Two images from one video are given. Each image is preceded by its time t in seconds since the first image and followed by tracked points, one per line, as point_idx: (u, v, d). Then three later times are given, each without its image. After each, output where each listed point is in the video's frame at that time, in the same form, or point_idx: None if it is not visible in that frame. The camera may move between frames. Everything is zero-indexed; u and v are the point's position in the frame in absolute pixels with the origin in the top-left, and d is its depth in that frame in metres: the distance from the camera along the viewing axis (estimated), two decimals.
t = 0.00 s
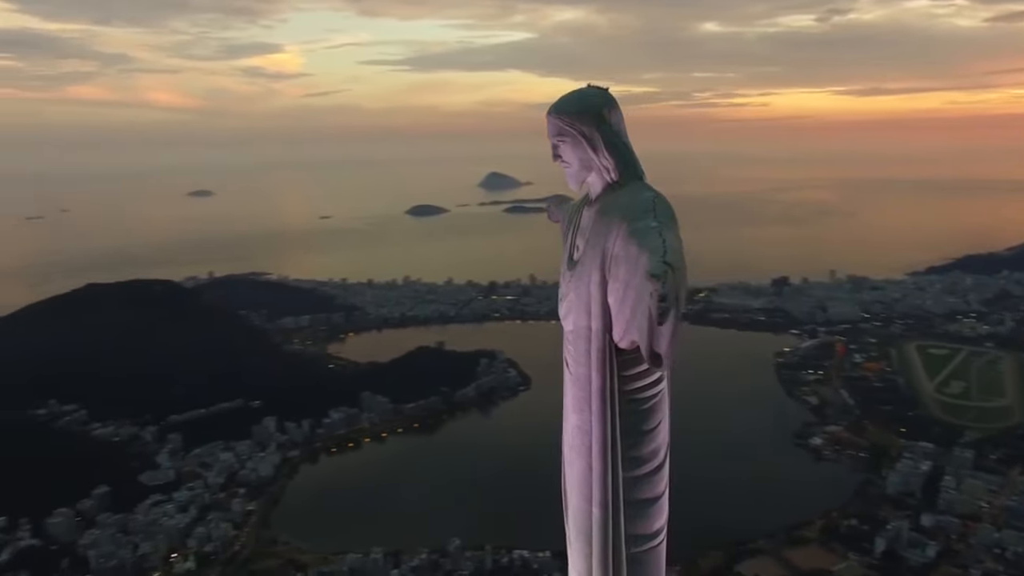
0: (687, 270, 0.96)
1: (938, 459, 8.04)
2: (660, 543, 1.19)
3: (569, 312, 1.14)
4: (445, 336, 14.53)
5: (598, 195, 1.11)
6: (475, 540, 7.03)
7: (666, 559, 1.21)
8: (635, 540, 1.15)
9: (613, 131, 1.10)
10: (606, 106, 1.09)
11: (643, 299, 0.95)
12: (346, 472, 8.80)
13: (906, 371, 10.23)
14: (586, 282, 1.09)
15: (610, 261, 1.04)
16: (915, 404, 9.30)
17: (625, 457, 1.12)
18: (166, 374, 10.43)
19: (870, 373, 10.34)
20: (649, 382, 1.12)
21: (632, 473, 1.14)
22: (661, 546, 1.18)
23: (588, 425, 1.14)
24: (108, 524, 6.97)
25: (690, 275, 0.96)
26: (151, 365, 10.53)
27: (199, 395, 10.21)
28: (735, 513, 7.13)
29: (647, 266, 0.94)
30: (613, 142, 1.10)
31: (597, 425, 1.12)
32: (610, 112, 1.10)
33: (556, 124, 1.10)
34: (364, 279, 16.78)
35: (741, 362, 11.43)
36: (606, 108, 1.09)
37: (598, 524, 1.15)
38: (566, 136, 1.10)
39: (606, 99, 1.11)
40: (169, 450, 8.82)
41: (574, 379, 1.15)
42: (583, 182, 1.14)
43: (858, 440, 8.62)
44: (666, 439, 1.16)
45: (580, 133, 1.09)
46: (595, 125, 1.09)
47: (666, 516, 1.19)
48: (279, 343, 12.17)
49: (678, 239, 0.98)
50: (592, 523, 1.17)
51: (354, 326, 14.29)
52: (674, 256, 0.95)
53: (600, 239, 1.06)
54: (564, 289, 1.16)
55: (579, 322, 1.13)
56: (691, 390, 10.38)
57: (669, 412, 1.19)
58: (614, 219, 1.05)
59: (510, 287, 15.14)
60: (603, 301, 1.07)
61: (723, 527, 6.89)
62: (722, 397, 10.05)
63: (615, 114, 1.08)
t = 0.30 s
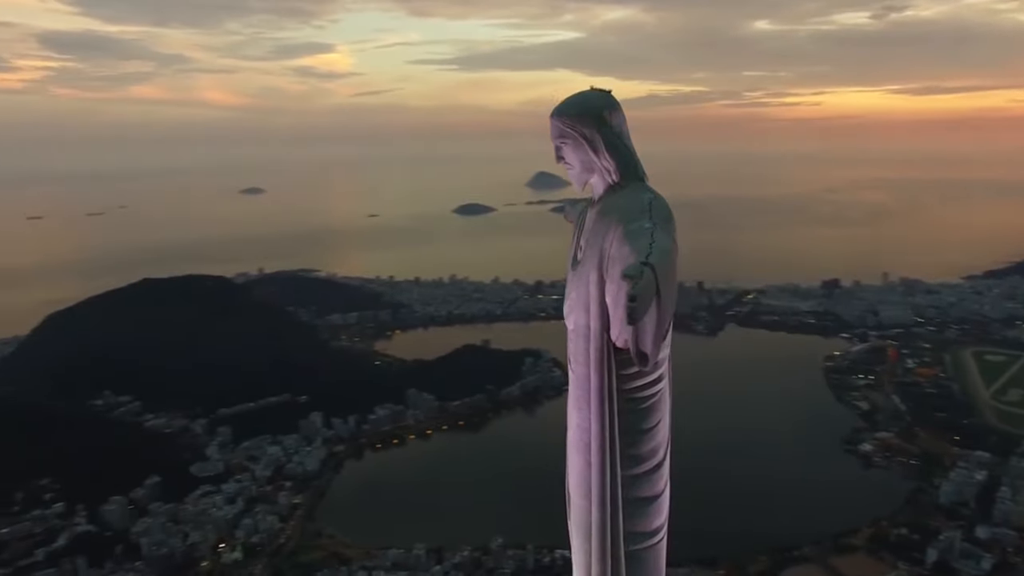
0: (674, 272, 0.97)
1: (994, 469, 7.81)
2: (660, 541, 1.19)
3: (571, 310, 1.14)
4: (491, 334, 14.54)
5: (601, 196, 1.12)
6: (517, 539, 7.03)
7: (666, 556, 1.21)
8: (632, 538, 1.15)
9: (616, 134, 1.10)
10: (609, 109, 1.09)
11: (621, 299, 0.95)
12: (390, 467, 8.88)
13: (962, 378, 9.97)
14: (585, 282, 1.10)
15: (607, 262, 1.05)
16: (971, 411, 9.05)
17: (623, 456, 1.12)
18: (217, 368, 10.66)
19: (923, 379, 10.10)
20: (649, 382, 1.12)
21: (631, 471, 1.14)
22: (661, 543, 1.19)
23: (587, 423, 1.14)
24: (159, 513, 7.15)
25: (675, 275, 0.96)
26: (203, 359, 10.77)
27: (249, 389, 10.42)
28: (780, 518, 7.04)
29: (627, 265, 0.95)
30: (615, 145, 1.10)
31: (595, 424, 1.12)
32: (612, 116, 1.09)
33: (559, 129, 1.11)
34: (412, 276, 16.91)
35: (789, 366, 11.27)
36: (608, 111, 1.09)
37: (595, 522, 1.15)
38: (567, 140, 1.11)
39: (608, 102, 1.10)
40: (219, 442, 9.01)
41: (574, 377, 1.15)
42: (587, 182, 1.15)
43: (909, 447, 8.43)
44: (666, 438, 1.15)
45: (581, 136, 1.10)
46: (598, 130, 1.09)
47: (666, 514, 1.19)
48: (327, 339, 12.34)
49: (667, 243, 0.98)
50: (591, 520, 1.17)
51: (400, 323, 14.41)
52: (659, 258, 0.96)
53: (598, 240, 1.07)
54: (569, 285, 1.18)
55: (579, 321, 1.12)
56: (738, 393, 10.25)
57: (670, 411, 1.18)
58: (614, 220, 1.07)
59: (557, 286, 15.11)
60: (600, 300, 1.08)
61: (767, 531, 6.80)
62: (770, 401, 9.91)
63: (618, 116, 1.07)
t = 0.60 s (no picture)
0: (660, 273, 0.99)
1: None
2: (660, 539, 1.19)
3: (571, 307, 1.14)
4: (539, 331, 14.49)
5: (602, 198, 1.15)
6: (561, 539, 6.99)
7: (666, 556, 1.20)
8: (632, 535, 1.14)
9: (618, 137, 1.12)
10: (611, 113, 1.11)
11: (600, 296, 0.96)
12: (436, 464, 8.92)
13: (1021, 386, 9.67)
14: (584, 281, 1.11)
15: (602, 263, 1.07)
16: None
17: (624, 454, 1.11)
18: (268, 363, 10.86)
19: (980, 387, 9.81)
20: (648, 380, 1.11)
21: (631, 470, 1.13)
22: (660, 541, 1.18)
23: (587, 422, 1.13)
24: (210, 503, 7.31)
25: (659, 275, 0.99)
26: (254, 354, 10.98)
27: (298, 384, 10.60)
28: (827, 525, 6.92)
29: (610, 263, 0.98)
30: (618, 147, 1.13)
31: (595, 422, 1.11)
32: (615, 120, 1.12)
33: (564, 131, 1.14)
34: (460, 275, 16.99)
35: (841, 371, 11.05)
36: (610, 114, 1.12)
37: (594, 520, 1.14)
38: (571, 141, 1.13)
39: (611, 105, 1.13)
40: (268, 436, 9.19)
41: (574, 374, 1.14)
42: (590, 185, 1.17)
43: (964, 456, 8.20)
44: (665, 436, 1.15)
45: (583, 137, 1.12)
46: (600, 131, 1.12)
47: (666, 511, 1.18)
48: (375, 336, 12.48)
49: (658, 244, 1.00)
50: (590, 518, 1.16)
51: (448, 321, 14.49)
52: (644, 259, 0.98)
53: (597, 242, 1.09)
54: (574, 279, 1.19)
55: (578, 320, 1.12)
56: (788, 399, 10.10)
57: (669, 409, 1.18)
58: (612, 220, 1.09)
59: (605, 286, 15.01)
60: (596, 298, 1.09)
61: (815, 537, 6.69)
62: (821, 408, 9.73)
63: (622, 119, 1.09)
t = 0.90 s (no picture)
0: (641, 274, 1.00)
1: None
2: (659, 535, 1.19)
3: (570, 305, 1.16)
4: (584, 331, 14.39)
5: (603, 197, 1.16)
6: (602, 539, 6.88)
7: (666, 551, 1.22)
8: (630, 531, 1.15)
9: (618, 139, 1.14)
10: (611, 117, 1.12)
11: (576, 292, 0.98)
12: (478, 462, 8.93)
13: None
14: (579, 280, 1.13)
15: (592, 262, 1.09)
16: None
17: (621, 451, 1.12)
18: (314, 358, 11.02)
19: None
20: (647, 378, 1.12)
21: (629, 467, 1.14)
22: (660, 537, 1.19)
23: (585, 419, 1.14)
24: (255, 495, 7.44)
25: (645, 274, 1.01)
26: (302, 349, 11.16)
27: (343, 380, 10.73)
28: (874, 531, 6.76)
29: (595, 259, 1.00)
30: (618, 148, 1.14)
31: (592, 419, 1.12)
32: (615, 121, 1.13)
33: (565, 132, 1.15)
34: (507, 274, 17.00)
35: (893, 376, 10.79)
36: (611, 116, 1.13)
37: (592, 515, 1.15)
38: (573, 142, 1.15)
39: (613, 107, 1.14)
40: (313, 430, 9.32)
41: (574, 371, 1.15)
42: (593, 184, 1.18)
43: (1021, 466, 7.93)
44: (664, 433, 1.15)
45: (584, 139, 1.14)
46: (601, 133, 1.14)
47: (665, 508, 1.19)
48: (419, 334, 12.56)
49: (643, 247, 1.02)
50: (588, 513, 1.17)
51: (493, 320, 14.50)
52: (629, 257, 1.01)
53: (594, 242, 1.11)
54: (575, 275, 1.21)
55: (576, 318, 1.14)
56: (837, 403, 9.89)
57: (670, 406, 1.19)
58: (609, 218, 1.12)
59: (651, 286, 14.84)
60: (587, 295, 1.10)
61: (861, 544, 6.54)
62: (871, 413, 9.51)
63: (622, 119, 1.10)
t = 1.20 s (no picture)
0: (620, 277, 1.06)
1: None
2: (657, 532, 1.23)
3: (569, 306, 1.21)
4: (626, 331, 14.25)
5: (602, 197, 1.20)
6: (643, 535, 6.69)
7: (664, 549, 1.25)
8: (626, 527, 1.19)
9: (616, 139, 1.16)
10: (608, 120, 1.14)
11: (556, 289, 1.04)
12: (517, 461, 8.90)
13: None
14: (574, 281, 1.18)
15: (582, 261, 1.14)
16: None
17: (617, 448, 1.16)
18: (357, 356, 11.14)
19: None
20: (641, 377, 1.16)
21: (624, 463, 1.18)
22: (656, 533, 1.22)
23: (583, 415, 1.18)
24: (297, 489, 7.55)
25: (626, 274, 1.07)
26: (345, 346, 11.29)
27: (384, 376, 10.83)
28: (921, 541, 6.58)
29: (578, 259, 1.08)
30: (616, 148, 1.17)
31: (588, 415, 1.16)
32: (613, 123, 1.15)
33: (564, 133, 1.19)
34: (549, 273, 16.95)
35: (943, 382, 10.52)
36: (609, 117, 1.15)
37: (589, 510, 1.19)
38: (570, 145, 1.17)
39: (611, 107, 1.16)
40: (354, 426, 9.43)
41: (574, 369, 1.20)
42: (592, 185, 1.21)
43: None
44: (660, 431, 1.19)
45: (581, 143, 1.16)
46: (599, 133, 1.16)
47: (662, 506, 1.23)
48: (461, 331, 12.59)
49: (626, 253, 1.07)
50: (586, 507, 1.21)
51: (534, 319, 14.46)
52: (612, 260, 1.06)
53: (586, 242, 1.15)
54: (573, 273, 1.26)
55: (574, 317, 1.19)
56: (885, 408, 9.67)
57: (668, 406, 1.22)
58: (604, 218, 1.16)
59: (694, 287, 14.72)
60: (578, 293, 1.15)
61: (907, 554, 6.37)
62: (921, 420, 9.27)
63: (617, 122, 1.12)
